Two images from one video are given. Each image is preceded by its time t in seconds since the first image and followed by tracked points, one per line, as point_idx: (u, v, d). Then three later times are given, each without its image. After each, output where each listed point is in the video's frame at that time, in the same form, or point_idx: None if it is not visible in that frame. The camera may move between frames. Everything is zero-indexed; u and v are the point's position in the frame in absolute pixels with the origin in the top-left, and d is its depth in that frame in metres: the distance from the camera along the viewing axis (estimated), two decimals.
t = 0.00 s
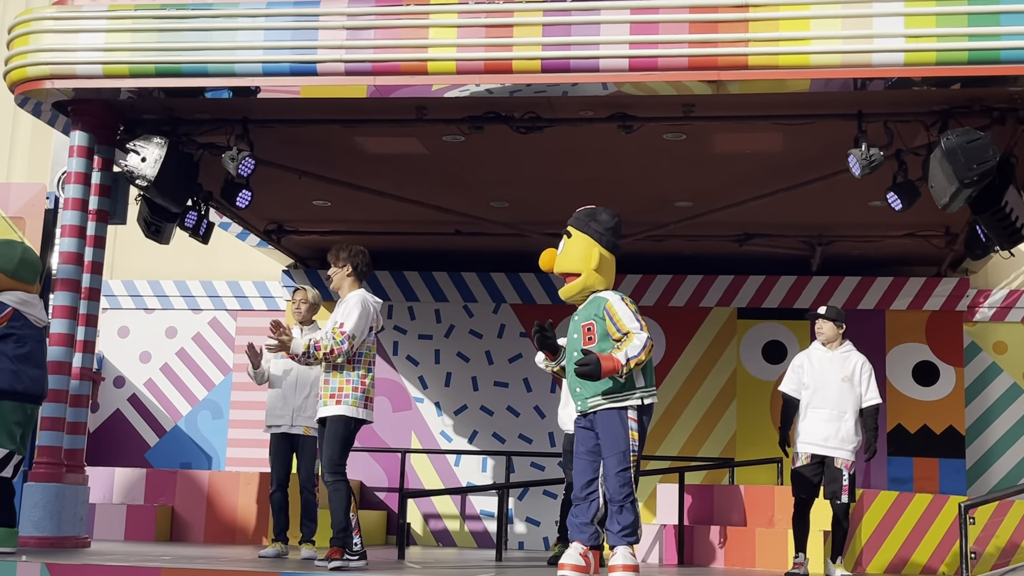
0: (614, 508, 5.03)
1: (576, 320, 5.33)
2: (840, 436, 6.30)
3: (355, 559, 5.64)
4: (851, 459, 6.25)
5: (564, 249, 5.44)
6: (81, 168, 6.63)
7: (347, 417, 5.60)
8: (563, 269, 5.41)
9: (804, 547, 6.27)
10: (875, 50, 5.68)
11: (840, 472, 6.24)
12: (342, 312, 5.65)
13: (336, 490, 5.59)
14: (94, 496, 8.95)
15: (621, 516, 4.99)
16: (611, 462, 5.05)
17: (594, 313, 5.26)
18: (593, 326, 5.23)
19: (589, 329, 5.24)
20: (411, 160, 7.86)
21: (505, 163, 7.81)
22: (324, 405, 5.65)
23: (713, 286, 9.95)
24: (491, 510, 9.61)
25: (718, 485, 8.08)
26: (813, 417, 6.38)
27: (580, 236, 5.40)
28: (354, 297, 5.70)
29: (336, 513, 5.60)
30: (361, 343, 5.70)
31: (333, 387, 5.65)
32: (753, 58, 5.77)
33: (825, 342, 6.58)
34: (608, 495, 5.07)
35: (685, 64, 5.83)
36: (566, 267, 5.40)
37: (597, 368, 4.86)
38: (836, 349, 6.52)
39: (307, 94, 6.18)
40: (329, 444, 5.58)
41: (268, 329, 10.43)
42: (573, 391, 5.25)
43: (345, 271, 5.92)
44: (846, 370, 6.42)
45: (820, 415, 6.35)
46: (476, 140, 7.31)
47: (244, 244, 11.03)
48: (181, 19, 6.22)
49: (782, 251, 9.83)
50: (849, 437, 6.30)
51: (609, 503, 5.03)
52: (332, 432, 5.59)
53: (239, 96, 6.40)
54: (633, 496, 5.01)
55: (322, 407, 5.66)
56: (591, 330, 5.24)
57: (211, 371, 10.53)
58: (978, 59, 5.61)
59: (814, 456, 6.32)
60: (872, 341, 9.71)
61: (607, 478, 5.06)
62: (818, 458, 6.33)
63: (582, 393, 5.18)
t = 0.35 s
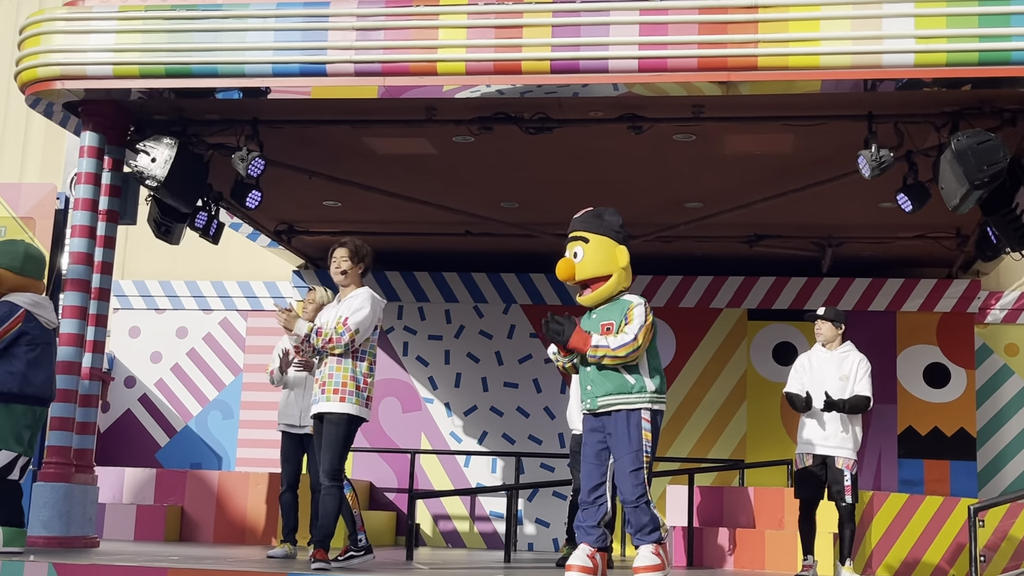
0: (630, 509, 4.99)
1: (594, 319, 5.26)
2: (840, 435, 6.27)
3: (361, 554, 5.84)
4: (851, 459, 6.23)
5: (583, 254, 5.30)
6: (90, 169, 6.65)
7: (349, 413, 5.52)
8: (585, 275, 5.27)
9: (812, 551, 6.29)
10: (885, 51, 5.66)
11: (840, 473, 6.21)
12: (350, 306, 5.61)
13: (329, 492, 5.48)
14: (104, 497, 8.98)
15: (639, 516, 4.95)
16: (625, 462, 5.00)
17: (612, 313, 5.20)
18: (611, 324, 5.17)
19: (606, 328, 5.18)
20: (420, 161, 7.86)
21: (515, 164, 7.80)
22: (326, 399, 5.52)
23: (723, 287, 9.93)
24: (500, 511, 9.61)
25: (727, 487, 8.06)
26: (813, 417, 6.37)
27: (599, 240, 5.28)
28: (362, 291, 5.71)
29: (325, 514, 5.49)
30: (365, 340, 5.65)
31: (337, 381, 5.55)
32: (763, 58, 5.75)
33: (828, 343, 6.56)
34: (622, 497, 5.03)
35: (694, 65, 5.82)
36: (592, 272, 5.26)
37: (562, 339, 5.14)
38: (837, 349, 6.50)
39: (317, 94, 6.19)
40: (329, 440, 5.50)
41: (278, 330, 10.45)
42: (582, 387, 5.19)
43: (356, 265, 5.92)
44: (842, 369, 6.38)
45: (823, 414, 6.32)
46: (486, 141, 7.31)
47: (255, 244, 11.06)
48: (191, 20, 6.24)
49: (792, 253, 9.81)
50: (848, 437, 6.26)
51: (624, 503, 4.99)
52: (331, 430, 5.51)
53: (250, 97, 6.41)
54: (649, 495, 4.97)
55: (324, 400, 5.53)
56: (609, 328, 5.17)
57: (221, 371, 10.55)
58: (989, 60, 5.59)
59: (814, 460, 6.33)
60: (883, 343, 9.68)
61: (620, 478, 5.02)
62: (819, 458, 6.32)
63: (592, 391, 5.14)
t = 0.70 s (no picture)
0: (664, 519, 4.87)
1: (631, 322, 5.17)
2: (839, 436, 6.25)
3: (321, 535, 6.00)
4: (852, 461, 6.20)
5: (652, 254, 5.19)
6: (99, 172, 6.71)
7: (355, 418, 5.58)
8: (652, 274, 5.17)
9: (817, 551, 6.20)
10: (890, 52, 5.65)
11: (840, 474, 6.20)
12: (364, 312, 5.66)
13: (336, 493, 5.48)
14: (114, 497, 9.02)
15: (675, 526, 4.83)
16: (660, 472, 4.90)
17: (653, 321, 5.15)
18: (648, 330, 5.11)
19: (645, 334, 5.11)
20: (427, 163, 7.89)
21: (522, 166, 7.82)
22: (339, 402, 5.54)
23: (731, 289, 9.93)
24: (507, 513, 9.62)
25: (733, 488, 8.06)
26: (812, 419, 6.38)
27: (669, 244, 5.25)
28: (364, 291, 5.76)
29: (332, 515, 5.50)
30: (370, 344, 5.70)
31: (350, 385, 5.59)
32: (767, 60, 5.75)
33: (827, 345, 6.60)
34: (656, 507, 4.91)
35: (699, 67, 5.82)
36: (659, 273, 5.19)
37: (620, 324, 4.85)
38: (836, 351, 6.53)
39: (323, 98, 6.22)
40: (337, 444, 5.51)
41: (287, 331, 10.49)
42: (619, 393, 5.05)
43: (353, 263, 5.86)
44: (840, 371, 6.39)
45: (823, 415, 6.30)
46: (492, 143, 7.32)
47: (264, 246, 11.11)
48: (197, 24, 6.27)
49: (801, 254, 9.80)
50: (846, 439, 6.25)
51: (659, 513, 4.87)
52: (335, 433, 5.54)
53: (256, 100, 6.44)
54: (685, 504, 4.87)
55: (336, 404, 5.54)
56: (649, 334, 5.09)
57: (231, 371, 10.59)
58: (994, 61, 5.58)
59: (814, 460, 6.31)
60: (891, 344, 9.65)
61: (654, 487, 4.90)
62: (819, 460, 6.30)
63: (630, 398, 5.00)
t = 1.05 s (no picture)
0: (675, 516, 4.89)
1: (664, 327, 5.14)
2: (833, 436, 6.25)
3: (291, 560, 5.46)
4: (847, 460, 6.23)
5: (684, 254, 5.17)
6: (99, 174, 6.73)
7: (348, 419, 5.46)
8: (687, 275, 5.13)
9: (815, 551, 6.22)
10: (888, 51, 5.65)
11: (834, 474, 6.23)
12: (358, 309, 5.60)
13: (332, 494, 5.37)
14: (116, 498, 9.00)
15: (686, 524, 4.86)
16: (682, 471, 4.94)
17: (686, 325, 5.15)
18: (686, 335, 5.11)
19: (683, 337, 5.12)
20: (427, 164, 7.90)
21: (522, 166, 7.82)
22: (342, 401, 5.40)
23: (731, 288, 9.94)
24: (508, 512, 9.63)
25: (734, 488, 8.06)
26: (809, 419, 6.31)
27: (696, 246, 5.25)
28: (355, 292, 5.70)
29: (329, 516, 5.39)
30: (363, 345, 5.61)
31: (351, 384, 5.47)
32: (765, 60, 5.75)
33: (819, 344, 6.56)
34: (669, 501, 4.94)
35: (696, 67, 5.83)
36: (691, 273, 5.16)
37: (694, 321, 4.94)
38: (830, 350, 6.50)
39: (322, 99, 6.23)
40: (336, 445, 5.40)
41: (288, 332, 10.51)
42: (656, 396, 4.99)
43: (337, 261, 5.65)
44: (834, 371, 6.39)
45: (819, 413, 6.30)
46: (491, 144, 7.33)
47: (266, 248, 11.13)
48: (196, 26, 6.28)
49: (802, 253, 9.79)
50: (840, 438, 6.25)
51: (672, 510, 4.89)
52: (333, 433, 5.41)
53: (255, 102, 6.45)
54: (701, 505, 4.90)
55: (338, 402, 5.40)
56: (686, 339, 5.10)
57: (233, 372, 10.61)
58: (992, 60, 5.57)
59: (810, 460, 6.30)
60: (892, 343, 9.65)
61: (671, 485, 4.94)
62: (815, 459, 6.26)
63: (671, 401, 4.98)
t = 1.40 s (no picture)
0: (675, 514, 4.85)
1: (675, 324, 5.12)
2: (831, 433, 6.21)
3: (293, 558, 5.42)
4: (846, 457, 6.20)
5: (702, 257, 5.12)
6: (97, 172, 6.69)
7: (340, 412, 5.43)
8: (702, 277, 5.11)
9: (816, 548, 6.21)
10: (889, 47, 5.63)
11: (834, 470, 6.21)
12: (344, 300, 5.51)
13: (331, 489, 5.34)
14: (114, 497, 8.99)
15: (686, 522, 4.82)
16: (683, 469, 4.92)
17: (698, 325, 5.14)
18: (696, 334, 5.10)
19: (693, 337, 5.10)
20: (426, 161, 7.87)
21: (521, 163, 7.80)
22: (329, 396, 5.36)
23: (731, 285, 9.93)
24: (508, 510, 9.62)
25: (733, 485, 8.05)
26: (804, 417, 6.28)
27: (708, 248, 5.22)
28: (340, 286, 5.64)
29: (326, 512, 5.36)
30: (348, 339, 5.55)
31: (336, 378, 5.42)
32: (766, 56, 5.74)
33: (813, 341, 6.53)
34: (670, 498, 4.90)
35: (697, 63, 5.81)
36: (705, 276, 5.14)
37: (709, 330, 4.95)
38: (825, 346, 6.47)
39: (321, 96, 6.20)
40: (337, 436, 5.35)
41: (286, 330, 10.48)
42: (663, 393, 4.97)
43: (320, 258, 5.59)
44: (831, 367, 6.33)
45: (818, 409, 6.25)
46: (490, 141, 7.31)
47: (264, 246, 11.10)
48: (194, 23, 6.26)
49: (801, 249, 9.78)
50: (838, 435, 6.21)
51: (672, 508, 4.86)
52: (331, 425, 5.36)
53: (253, 99, 6.42)
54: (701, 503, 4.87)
55: (325, 397, 5.35)
56: (696, 338, 5.09)
57: (231, 370, 10.59)
58: (993, 55, 5.56)
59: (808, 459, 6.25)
60: (892, 340, 9.64)
61: (672, 484, 4.91)
62: (815, 458, 6.21)
63: (677, 398, 4.96)
